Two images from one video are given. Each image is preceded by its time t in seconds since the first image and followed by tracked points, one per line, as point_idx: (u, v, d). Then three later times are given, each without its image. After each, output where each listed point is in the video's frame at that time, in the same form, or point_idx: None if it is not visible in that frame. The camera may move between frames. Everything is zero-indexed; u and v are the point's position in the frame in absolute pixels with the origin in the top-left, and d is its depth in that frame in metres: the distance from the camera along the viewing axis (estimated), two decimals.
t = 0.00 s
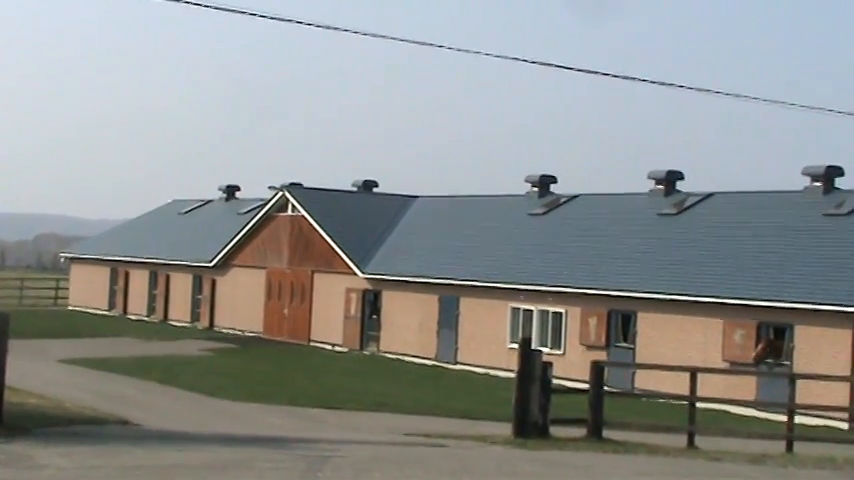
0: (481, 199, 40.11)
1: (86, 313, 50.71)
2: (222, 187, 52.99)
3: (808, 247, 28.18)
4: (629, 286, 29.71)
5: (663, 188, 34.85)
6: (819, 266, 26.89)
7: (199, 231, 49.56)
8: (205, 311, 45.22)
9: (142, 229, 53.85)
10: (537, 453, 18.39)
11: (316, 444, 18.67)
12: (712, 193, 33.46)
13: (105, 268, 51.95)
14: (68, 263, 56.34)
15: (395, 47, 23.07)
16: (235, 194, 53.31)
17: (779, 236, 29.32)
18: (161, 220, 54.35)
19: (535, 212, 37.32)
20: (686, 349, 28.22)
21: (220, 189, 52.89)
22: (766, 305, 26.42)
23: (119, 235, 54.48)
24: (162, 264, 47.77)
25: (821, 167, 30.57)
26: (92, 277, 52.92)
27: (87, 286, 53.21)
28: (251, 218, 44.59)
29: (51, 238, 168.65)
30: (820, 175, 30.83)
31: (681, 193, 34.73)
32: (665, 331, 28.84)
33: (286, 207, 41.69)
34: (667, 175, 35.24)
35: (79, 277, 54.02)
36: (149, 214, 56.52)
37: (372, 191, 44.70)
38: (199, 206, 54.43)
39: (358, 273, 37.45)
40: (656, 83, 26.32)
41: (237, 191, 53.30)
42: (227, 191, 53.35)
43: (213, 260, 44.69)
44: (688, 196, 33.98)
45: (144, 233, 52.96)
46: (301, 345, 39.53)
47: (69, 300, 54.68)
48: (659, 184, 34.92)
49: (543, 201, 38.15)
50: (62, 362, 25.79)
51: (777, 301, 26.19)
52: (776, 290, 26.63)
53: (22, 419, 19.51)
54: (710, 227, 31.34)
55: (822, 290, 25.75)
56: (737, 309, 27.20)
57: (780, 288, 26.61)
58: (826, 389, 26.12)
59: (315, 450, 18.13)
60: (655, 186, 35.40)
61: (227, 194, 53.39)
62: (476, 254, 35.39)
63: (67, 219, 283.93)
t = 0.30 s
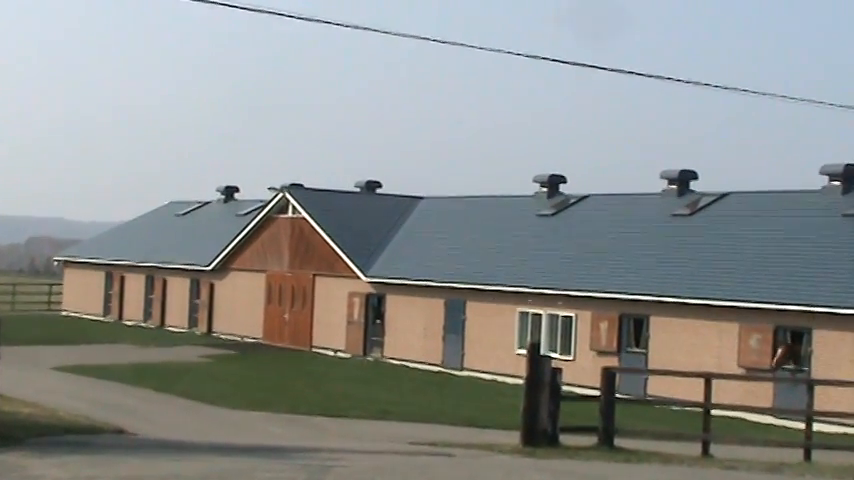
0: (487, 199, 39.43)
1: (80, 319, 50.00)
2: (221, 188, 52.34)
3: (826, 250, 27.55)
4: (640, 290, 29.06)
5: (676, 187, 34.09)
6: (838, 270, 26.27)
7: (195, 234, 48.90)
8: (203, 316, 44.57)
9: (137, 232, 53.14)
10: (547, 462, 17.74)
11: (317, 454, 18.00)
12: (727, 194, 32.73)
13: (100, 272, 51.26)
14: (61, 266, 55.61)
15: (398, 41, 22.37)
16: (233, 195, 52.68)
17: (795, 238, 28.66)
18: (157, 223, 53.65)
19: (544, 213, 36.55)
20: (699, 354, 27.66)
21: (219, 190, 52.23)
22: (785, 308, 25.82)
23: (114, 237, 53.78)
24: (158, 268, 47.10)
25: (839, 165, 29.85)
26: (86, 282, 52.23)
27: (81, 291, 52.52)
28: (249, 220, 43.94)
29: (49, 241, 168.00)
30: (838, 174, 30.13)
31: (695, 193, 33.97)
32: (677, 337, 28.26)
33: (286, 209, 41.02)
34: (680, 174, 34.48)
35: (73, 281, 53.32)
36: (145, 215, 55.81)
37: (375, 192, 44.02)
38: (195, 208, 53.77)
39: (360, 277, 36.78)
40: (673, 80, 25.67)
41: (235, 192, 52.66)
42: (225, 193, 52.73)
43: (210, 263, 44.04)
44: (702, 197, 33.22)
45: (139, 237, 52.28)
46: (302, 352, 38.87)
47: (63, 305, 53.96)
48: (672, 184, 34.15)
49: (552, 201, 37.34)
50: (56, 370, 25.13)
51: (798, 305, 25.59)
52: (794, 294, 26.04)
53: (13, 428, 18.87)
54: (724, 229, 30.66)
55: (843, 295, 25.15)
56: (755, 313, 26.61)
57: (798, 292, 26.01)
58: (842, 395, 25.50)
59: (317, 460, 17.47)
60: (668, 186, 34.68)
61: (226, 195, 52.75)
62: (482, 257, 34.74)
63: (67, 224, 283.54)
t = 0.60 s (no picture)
0: (493, 200, 38.73)
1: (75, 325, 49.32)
2: (220, 189, 51.71)
3: (846, 252, 26.91)
4: (654, 294, 28.42)
5: (690, 186, 33.34)
6: None
7: (193, 237, 48.22)
8: (201, 322, 43.90)
9: (133, 235, 52.48)
10: (561, 472, 17.07)
11: (320, 464, 17.32)
12: (743, 193, 31.99)
13: (94, 277, 50.58)
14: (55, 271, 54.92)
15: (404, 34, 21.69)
16: (231, 197, 52.01)
17: (813, 240, 28.00)
18: (153, 226, 52.97)
19: (554, 214, 35.81)
20: (715, 360, 27.10)
21: (217, 191, 51.58)
22: (809, 312, 25.28)
23: (109, 241, 53.11)
24: (154, 272, 46.42)
25: None
26: (80, 286, 51.54)
27: (75, 296, 51.84)
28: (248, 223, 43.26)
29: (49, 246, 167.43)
30: None
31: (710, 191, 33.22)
32: (692, 342, 27.67)
33: (287, 211, 40.34)
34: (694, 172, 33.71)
35: (66, 286, 52.64)
36: (141, 218, 55.15)
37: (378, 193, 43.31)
38: (192, 210, 53.09)
39: (364, 280, 36.09)
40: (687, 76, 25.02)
41: (233, 194, 51.99)
42: (223, 194, 52.05)
43: (208, 268, 43.37)
44: (717, 196, 32.47)
45: (134, 240, 51.61)
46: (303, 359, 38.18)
47: (56, 310, 53.27)
48: (686, 183, 33.39)
49: (562, 201, 36.59)
50: (50, 378, 24.48)
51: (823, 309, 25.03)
52: (815, 298, 25.45)
53: (5, 439, 18.18)
54: (740, 230, 29.96)
55: None
56: (775, 316, 26.02)
57: (822, 295, 25.47)
58: None
59: (320, 471, 16.78)
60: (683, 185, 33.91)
61: (224, 196, 52.11)
62: (490, 260, 34.06)
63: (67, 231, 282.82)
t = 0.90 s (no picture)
0: (500, 200, 38.10)
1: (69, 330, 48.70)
2: (218, 189, 51.12)
3: None
4: (668, 298, 27.86)
5: (704, 186, 32.67)
6: None
7: (189, 238, 47.62)
8: (199, 327, 43.28)
9: (127, 237, 51.87)
10: None
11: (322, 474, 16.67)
12: (758, 193, 31.38)
13: (88, 279, 49.96)
14: (47, 274, 54.34)
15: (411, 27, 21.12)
16: (229, 197, 51.45)
17: (829, 243, 27.41)
18: (148, 227, 52.37)
19: (564, 214, 35.15)
20: (732, 366, 26.57)
21: (215, 192, 50.98)
22: (830, 316, 24.76)
23: (103, 243, 52.50)
24: (150, 275, 45.80)
25: None
26: (73, 289, 50.93)
27: (68, 299, 51.22)
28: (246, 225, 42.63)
29: (48, 249, 166.99)
30: None
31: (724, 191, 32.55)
32: (707, 347, 27.13)
33: (287, 212, 39.70)
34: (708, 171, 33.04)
35: (59, 289, 52.02)
36: (136, 219, 54.55)
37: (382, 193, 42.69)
38: (189, 211, 52.48)
39: (367, 284, 35.45)
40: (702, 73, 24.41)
41: (231, 194, 51.41)
42: (221, 194, 51.46)
43: (206, 270, 42.75)
44: (732, 196, 31.81)
45: (129, 242, 51.00)
46: (304, 364, 37.52)
47: (49, 314, 52.63)
48: (700, 183, 32.76)
49: (573, 202, 35.92)
50: (43, 385, 23.84)
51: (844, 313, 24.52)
52: (837, 302, 24.93)
53: None
54: (756, 232, 29.35)
55: None
56: (794, 321, 25.48)
57: (843, 298, 24.99)
58: None
59: None
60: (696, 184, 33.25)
61: (222, 196, 51.52)
62: (497, 262, 33.45)
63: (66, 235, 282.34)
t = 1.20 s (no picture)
0: (504, 199, 37.48)
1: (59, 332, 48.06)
2: (213, 187, 50.49)
3: None
4: (678, 300, 27.25)
5: (717, 184, 32.05)
6: None
7: (183, 238, 46.95)
8: (193, 330, 42.63)
9: (119, 237, 51.21)
10: None
11: None
12: (774, 191, 30.76)
13: (78, 280, 49.27)
14: (36, 274, 53.67)
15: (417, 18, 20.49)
16: (225, 195, 50.81)
17: (844, 245, 26.80)
18: (140, 227, 51.69)
19: (573, 212, 34.52)
20: (746, 371, 26.00)
21: (210, 190, 50.34)
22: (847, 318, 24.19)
23: (93, 243, 51.83)
24: (142, 276, 45.14)
25: None
26: (63, 290, 50.24)
27: (57, 301, 50.54)
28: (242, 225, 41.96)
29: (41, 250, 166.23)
30: None
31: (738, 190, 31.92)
32: (720, 351, 26.54)
33: (284, 210, 39.04)
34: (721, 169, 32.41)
35: (48, 290, 51.33)
36: (128, 217, 53.90)
37: (383, 190, 42.05)
38: (182, 211, 51.80)
39: (367, 285, 34.78)
40: (716, 66, 23.79)
41: (227, 192, 50.76)
42: (217, 192, 50.83)
43: (200, 271, 42.07)
44: (747, 195, 31.20)
45: (120, 242, 50.33)
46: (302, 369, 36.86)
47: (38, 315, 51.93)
48: (714, 180, 32.14)
49: (581, 201, 35.28)
50: (32, 389, 23.19)
51: None
52: None
53: None
54: (770, 232, 28.71)
55: None
56: (809, 324, 24.91)
57: None
58: None
59: None
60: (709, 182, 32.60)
61: (217, 194, 50.89)
62: (502, 263, 32.83)
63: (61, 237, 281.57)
